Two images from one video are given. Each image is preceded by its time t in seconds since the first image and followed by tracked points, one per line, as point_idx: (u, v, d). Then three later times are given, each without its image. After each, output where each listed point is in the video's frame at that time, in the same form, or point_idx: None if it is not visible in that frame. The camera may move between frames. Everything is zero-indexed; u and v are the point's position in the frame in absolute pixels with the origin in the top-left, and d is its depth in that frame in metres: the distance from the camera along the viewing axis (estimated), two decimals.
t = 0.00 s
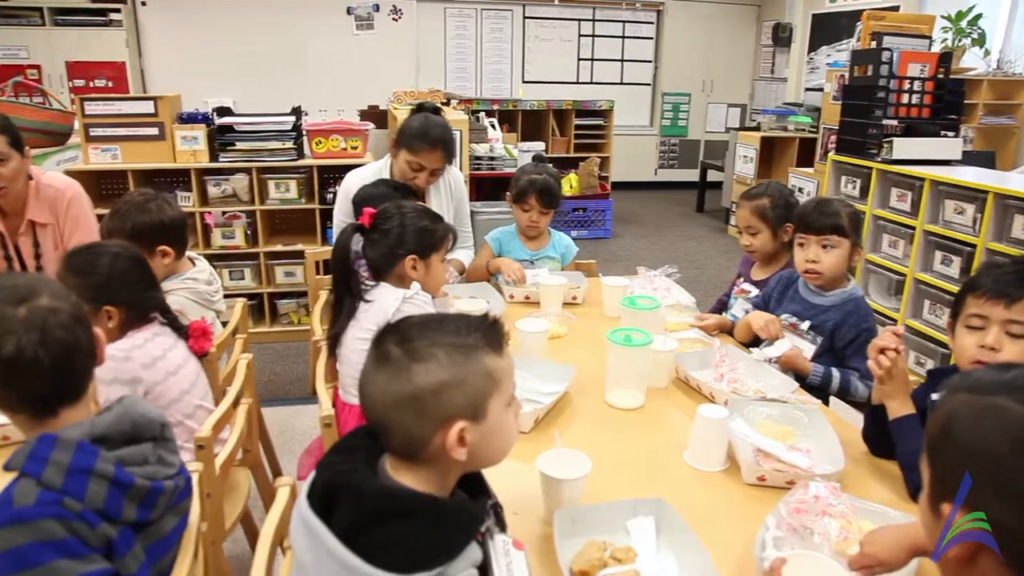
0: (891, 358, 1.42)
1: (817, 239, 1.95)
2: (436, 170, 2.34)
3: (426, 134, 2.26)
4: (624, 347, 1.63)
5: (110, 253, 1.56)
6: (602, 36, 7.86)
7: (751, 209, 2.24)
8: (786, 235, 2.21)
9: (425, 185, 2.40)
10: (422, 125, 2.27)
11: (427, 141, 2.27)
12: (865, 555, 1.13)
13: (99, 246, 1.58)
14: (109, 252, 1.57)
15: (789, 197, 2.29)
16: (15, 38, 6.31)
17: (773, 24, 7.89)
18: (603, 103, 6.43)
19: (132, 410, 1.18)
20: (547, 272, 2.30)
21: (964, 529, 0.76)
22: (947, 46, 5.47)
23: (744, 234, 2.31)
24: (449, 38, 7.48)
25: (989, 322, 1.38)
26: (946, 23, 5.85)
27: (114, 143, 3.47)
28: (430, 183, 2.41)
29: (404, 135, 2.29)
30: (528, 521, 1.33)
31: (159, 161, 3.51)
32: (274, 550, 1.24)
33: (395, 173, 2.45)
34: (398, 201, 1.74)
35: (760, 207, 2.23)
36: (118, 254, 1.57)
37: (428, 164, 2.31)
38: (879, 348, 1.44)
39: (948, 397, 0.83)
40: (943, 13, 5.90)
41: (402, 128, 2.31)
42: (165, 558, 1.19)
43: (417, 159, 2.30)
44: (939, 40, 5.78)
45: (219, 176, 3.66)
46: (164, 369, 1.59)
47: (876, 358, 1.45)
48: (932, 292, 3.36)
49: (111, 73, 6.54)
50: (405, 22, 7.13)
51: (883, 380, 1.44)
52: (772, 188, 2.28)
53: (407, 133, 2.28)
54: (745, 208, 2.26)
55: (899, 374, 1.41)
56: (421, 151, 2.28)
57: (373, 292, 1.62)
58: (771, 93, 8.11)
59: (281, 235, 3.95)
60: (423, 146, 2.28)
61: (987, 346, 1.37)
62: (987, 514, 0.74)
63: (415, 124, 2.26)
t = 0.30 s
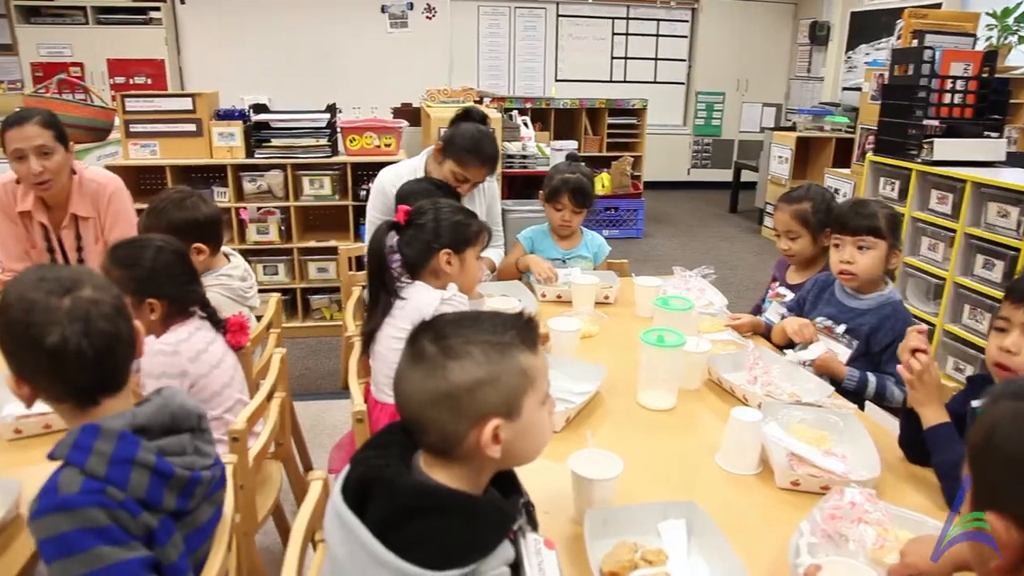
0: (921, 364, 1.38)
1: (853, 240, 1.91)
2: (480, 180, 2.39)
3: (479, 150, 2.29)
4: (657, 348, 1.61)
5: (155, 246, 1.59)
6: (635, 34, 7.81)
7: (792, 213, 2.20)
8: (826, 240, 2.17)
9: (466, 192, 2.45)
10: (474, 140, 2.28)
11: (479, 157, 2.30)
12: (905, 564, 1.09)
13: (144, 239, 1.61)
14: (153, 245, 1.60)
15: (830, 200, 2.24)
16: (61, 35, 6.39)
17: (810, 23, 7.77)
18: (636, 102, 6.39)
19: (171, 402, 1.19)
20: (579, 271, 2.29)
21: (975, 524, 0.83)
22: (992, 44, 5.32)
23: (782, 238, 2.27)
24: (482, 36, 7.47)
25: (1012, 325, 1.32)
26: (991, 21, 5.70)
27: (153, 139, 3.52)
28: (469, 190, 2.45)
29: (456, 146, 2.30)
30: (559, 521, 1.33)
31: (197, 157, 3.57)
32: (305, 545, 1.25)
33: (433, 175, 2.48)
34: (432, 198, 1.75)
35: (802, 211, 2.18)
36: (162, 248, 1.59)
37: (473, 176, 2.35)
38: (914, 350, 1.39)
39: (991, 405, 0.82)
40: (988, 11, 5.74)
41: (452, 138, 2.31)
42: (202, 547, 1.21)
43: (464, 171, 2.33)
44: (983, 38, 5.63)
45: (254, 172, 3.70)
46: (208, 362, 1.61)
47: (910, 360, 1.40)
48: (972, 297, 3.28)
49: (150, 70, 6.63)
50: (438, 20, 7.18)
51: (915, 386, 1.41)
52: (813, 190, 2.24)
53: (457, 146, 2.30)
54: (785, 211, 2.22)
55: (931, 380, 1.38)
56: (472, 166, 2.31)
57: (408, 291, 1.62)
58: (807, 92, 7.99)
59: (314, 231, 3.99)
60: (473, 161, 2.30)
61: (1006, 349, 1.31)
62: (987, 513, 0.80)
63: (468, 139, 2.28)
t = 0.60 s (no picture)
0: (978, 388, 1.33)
1: (889, 243, 1.87)
2: (515, 176, 2.39)
3: (514, 145, 2.29)
4: (689, 350, 1.60)
5: (191, 241, 1.61)
6: (670, 34, 7.73)
7: (832, 215, 2.16)
8: (865, 243, 2.13)
9: (500, 189, 2.44)
10: (509, 136, 2.28)
11: (515, 152, 2.30)
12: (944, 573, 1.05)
13: (180, 233, 1.64)
14: (189, 240, 1.62)
15: (870, 203, 2.20)
16: (103, 34, 6.49)
17: (849, 21, 7.63)
18: (670, 101, 6.34)
19: (209, 397, 1.20)
20: (611, 271, 2.28)
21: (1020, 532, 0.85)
22: None
23: (820, 240, 2.24)
24: (516, 36, 7.43)
25: None
26: None
27: (191, 135, 3.58)
28: (503, 187, 2.45)
29: (490, 142, 2.30)
30: (590, 521, 1.32)
31: (233, 153, 3.61)
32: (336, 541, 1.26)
33: (469, 172, 2.48)
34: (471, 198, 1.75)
35: (842, 213, 2.14)
36: (199, 243, 1.61)
37: (509, 172, 2.35)
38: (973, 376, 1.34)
39: None
40: None
41: (487, 134, 2.32)
42: (236, 540, 1.23)
43: (499, 166, 2.33)
44: None
45: (289, 169, 3.75)
46: (247, 357, 1.63)
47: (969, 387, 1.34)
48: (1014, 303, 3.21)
49: (188, 69, 6.71)
50: (472, 19, 7.24)
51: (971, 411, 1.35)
52: (852, 193, 2.20)
53: (492, 141, 2.30)
54: (824, 213, 2.18)
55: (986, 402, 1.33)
56: (507, 161, 2.31)
57: (454, 291, 1.60)
58: (845, 92, 7.84)
59: (347, 228, 4.02)
60: (509, 156, 2.30)
61: None
62: None
63: (503, 134, 2.28)
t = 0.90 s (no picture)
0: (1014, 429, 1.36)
1: (925, 245, 1.83)
2: (540, 175, 2.37)
3: (541, 143, 2.28)
4: (719, 352, 1.58)
5: (222, 237, 1.63)
6: (700, 33, 7.67)
7: (865, 216, 2.13)
8: (900, 245, 2.09)
9: (525, 188, 2.43)
10: (537, 133, 2.27)
11: (541, 149, 2.29)
12: None
13: (212, 230, 1.65)
14: (221, 236, 1.63)
15: (904, 204, 2.17)
16: (138, 33, 6.62)
17: (883, 20, 7.49)
18: (701, 101, 6.28)
19: (230, 388, 1.22)
20: (639, 272, 2.27)
21: None
22: None
23: (853, 242, 2.20)
24: (545, 39, 7.39)
25: None
26: None
27: (223, 133, 3.64)
28: (529, 186, 2.44)
29: (517, 139, 2.30)
30: (617, 522, 1.31)
31: (264, 151, 3.65)
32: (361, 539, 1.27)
33: (495, 170, 2.48)
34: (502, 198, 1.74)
35: (876, 215, 2.11)
36: (230, 239, 1.63)
37: (534, 169, 2.35)
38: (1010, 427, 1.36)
39: None
40: None
41: (515, 131, 2.32)
42: (259, 530, 1.24)
43: (525, 164, 2.33)
44: None
45: (319, 166, 3.79)
46: (276, 353, 1.65)
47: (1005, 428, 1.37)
48: None
49: (221, 67, 6.79)
50: (502, 19, 7.25)
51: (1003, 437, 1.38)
52: (886, 194, 2.17)
53: (518, 138, 2.29)
54: (858, 215, 2.15)
55: None
56: (532, 158, 2.30)
57: (489, 291, 1.60)
58: (878, 92, 7.68)
59: (376, 226, 4.04)
60: (535, 153, 2.30)
61: None
62: None
63: (529, 131, 2.27)
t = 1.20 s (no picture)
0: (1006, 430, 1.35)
1: (965, 249, 1.79)
2: (560, 176, 2.36)
3: (560, 144, 2.27)
4: (749, 355, 1.57)
5: (253, 233, 1.65)
6: (731, 33, 7.60)
7: (899, 218, 2.09)
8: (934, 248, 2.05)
9: (547, 189, 2.42)
10: (559, 133, 2.27)
11: (561, 151, 2.28)
12: None
13: (243, 226, 1.67)
14: (252, 232, 1.65)
15: (939, 207, 2.13)
16: (173, 32, 6.71)
17: (920, 19, 7.35)
18: (731, 101, 6.23)
19: (261, 378, 1.23)
20: (668, 272, 2.25)
21: None
22: None
23: (885, 245, 2.16)
24: (575, 36, 7.37)
25: None
26: None
27: (255, 131, 3.67)
28: (552, 187, 2.43)
29: (538, 140, 2.29)
30: (644, 525, 1.30)
31: (295, 149, 3.68)
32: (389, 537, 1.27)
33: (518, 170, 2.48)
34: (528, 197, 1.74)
35: (910, 217, 2.08)
36: (261, 235, 1.65)
37: (554, 171, 2.34)
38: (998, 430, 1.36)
39: None
40: None
41: (536, 132, 2.32)
42: (286, 519, 1.25)
43: (544, 164, 2.32)
44: None
45: (349, 165, 3.81)
46: (306, 348, 1.66)
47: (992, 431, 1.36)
48: None
49: (253, 66, 6.89)
50: (532, 18, 7.24)
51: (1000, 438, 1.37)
52: (921, 197, 2.13)
53: (540, 139, 2.29)
54: (892, 217, 2.11)
55: None
56: (551, 159, 2.30)
57: (517, 289, 1.59)
58: (913, 93, 7.53)
59: (404, 224, 4.06)
60: (554, 154, 2.29)
61: None
62: None
63: (550, 132, 2.27)
